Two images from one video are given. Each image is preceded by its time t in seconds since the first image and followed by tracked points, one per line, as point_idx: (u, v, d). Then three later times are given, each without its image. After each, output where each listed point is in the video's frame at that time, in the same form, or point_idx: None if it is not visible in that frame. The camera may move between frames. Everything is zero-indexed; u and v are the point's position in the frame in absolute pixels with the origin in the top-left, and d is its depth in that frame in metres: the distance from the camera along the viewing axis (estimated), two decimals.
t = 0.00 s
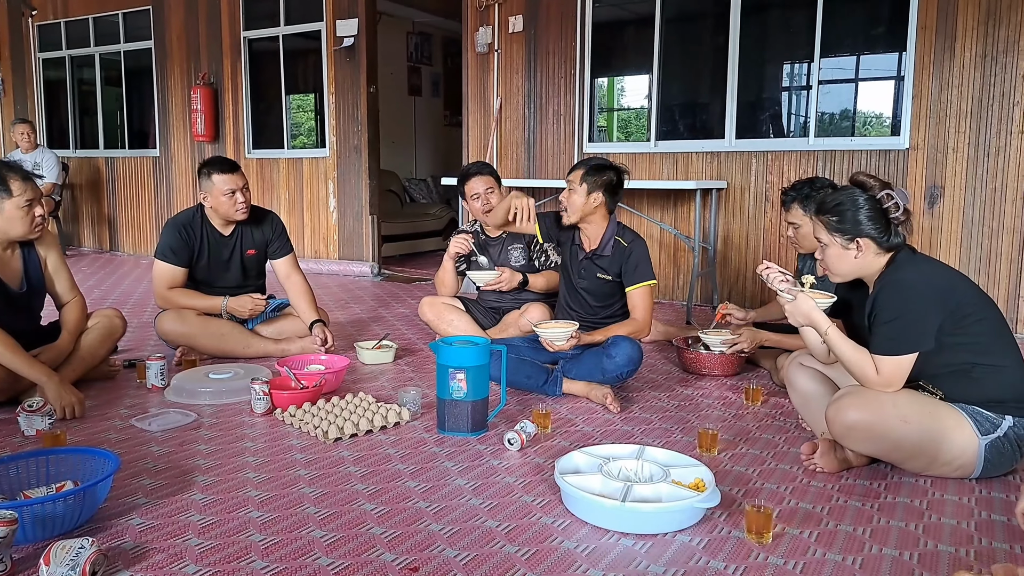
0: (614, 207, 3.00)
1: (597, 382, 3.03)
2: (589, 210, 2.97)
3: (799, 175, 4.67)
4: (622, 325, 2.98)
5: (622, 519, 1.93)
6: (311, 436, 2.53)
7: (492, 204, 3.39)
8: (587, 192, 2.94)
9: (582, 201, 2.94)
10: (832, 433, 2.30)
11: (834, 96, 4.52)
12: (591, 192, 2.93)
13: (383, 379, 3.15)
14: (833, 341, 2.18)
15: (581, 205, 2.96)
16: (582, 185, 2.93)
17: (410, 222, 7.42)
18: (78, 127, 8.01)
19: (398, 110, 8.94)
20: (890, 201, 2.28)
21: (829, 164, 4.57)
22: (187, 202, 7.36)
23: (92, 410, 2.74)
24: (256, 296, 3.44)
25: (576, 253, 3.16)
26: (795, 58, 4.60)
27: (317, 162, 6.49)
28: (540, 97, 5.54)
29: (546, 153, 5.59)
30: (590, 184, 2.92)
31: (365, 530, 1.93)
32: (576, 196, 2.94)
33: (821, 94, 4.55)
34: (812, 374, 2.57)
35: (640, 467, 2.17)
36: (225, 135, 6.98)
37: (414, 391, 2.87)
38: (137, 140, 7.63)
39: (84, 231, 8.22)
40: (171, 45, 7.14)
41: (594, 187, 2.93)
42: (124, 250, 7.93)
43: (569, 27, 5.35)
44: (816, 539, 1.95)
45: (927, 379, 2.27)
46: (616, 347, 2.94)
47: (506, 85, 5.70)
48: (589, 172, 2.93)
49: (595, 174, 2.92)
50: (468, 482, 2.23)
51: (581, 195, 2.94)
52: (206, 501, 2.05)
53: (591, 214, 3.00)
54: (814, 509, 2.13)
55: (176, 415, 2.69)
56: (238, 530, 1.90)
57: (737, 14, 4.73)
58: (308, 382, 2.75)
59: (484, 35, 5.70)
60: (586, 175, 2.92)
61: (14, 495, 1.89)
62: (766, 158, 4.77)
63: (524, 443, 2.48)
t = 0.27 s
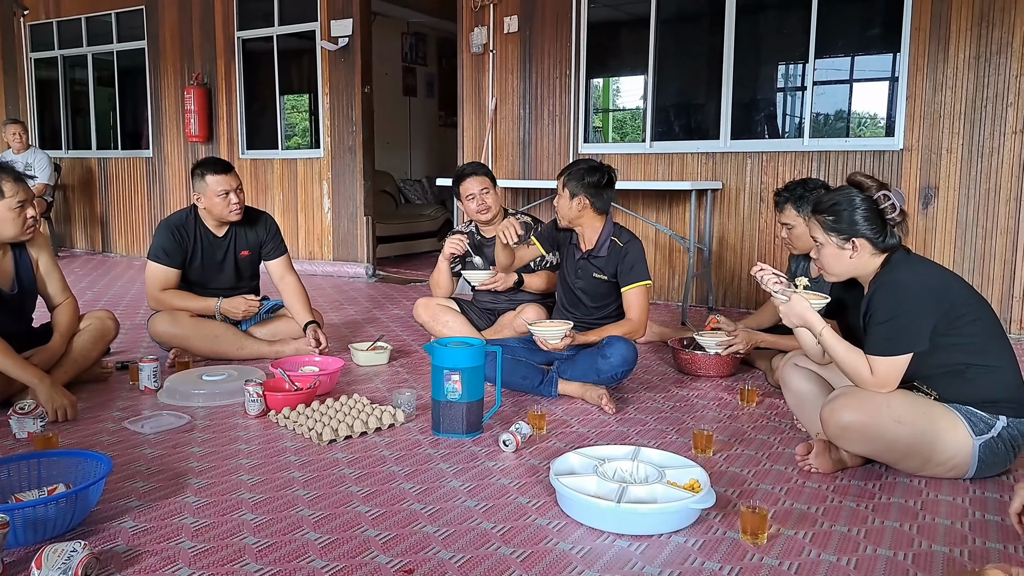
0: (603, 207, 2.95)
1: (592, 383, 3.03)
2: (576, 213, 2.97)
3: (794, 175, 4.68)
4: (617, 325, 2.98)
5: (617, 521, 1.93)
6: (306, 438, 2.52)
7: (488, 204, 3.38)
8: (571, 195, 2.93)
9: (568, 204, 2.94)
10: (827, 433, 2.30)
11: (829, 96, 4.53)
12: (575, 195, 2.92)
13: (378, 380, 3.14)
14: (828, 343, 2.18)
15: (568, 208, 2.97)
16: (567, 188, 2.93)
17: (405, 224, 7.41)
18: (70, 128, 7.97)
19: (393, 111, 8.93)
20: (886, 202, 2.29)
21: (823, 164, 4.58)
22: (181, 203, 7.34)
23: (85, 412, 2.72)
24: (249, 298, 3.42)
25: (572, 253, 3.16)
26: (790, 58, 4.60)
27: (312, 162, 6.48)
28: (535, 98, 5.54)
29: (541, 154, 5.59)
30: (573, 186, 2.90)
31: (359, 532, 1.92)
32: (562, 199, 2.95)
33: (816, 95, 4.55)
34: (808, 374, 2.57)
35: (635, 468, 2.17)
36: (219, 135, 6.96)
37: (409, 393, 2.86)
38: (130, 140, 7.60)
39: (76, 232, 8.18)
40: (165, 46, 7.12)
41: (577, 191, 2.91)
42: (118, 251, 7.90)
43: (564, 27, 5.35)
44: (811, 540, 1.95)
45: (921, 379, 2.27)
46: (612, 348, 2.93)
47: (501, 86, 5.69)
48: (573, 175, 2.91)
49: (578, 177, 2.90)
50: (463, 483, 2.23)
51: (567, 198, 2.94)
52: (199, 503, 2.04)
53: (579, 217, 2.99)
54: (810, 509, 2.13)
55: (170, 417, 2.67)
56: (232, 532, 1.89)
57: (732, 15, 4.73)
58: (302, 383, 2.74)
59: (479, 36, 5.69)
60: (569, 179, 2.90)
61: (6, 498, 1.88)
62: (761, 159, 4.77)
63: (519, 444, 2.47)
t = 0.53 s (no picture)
0: (598, 207, 2.96)
1: (587, 383, 3.03)
2: (571, 212, 2.97)
3: (788, 176, 4.69)
4: (611, 325, 2.98)
5: (612, 522, 1.93)
6: (299, 440, 2.51)
7: (482, 204, 3.37)
8: (567, 195, 2.92)
9: (563, 203, 2.94)
10: (822, 433, 2.31)
11: (823, 97, 4.54)
12: (571, 194, 2.91)
13: (372, 381, 3.13)
14: (821, 342, 2.18)
15: (563, 208, 2.96)
16: (562, 187, 2.92)
17: (399, 224, 7.40)
18: (62, 127, 7.93)
19: (387, 111, 8.91)
20: (881, 203, 2.29)
21: (817, 164, 4.59)
22: (173, 203, 7.31)
23: (76, 414, 2.70)
24: (243, 299, 3.41)
25: (566, 254, 3.15)
26: (784, 59, 4.61)
27: (305, 163, 6.46)
28: (529, 98, 5.54)
29: (535, 154, 5.59)
30: (569, 185, 2.90)
31: (353, 534, 1.91)
32: (558, 198, 2.94)
33: (810, 96, 4.56)
34: (802, 375, 2.57)
35: (630, 468, 2.17)
36: (212, 135, 6.94)
37: (403, 393, 2.85)
38: (122, 140, 7.57)
39: (68, 232, 8.14)
40: (157, 45, 7.09)
41: (573, 190, 2.90)
42: (110, 252, 7.86)
43: (559, 28, 5.35)
44: (805, 540, 1.95)
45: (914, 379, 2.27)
46: (606, 348, 2.93)
47: (495, 86, 5.69)
48: (569, 174, 2.91)
49: (575, 176, 2.90)
50: (457, 484, 2.22)
51: (562, 198, 2.93)
52: (192, 506, 2.03)
53: (575, 216, 2.99)
54: (804, 509, 2.13)
55: (162, 419, 2.66)
56: (225, 534, 1.88)
57: (726, 15, 4.74)
58: (296, 384, 2.72)
59: (473, 36, 5.69)
60: (565, 178, 2.90)
61: None
62: (755, 159, 4.78)
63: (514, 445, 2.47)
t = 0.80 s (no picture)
0: (591, 208, 2.94)
1: (582, 383, 3.02)
2: (564, 212, 2.95)
3: (782, 175, 4.69)
4: (606, 325, 2.97)
5: (606, 521, 1.92)
6: (293, 441, 2.50)
7: (477, 204, 3.36)
8: (560, 195, 2.92)
9: (556, 204, 2.93)
10: (816, 433, 2.31)
11: (816, 97, 4.55)
12: (564, 195, 2.91)
13: (366, 382, 3.12)
14: (815, 342, 2.18)
15: (556, 207, 2.95)
16: (556, 187, 2.92)
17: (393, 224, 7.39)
18: (53, 127, 7.90)
19: (381, 111, 8.90)
20: (875, 203, 2.30)
21: (811, 164, 4.60)
22: (166, 204, 7.29)
23: (67, 416, 2.69)
24: (236, 299, 3.40)
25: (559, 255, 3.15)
26: (779, 58, 4.61)
27: (299, 163, 6.44)
28: (523, 97, 5.53)
29: (530, 153, 5.58)
30: (563, 185, 2.89)
31: (347, 535, 1.90)
32: (552, 198, 2.93)
33: (804, 95, 4.57)
34: (796, 374, 2.57)
35: (624, 468, 2.16)
36: (205, 135, 6.92)
37: (397, 394, 2.84)
38: (115, 140, 7.54)
39: (60, 233, 8.11)
40: (150, 45, 7.06)
41: (567, 190, 2.90)
42: (102, 252, 7.83)
43: (553, 27, 5.35)
44: (799, 539, 1.95)
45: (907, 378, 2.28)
46: (601, 348, 2.93)
47: (490, 86, 5.68)
48: (563, 174, 2.90)
49: (569, 176, 2.89)
50: (451, 485, 2.21)
51: (556, 198, 2.93)
52: (185, 507, 2.01)
53: (568, 216, 2.98)
54: (798, 508, 2.13)
55: (154, 420, 2.65)
56: (217, 536, 1.87)
57: (720, 14, 4.74)
58: (289, 385, 2.71)
59: (467, 36, 5.68)
60: (559, 178, 2.89)
61: None
62: (750, 159, 4.78)
63: (508, 445, 2.46)
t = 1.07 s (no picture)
0: (581, 209, 2.94)
1: (576, 383, 3.02)
2: (555, 215, 2.95)
3: (776, 175, 4.70)
4: (600, 325, 2.97)
5: (600, 521, 1.92)
6: (286, 442, 2.49)
7: (471, 203, 3.36)
8: (550, 199, 2.91)
9: (547, 207, 2.93)
10: (809, 432, 2.31)
11: (810, 97, 4.55)
12: (553, 199, 2.90)
13: (360, 383, 3.11)
14: (808, 341, 2.18)
15: (547, 210, 2.95)
16: (546, 190, 2.91)
17: (388, 224, 7.38)
18: (44, 127, 7.86)
19: (375, 111, 8.89)
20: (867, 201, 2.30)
21: (805, 163, 4.61)
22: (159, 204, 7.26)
23: (58, 417, 2.67)
24: (229, 297, 3.37)
25: (552, 256, 3.14)
26: (772, 59, 4.62)
27: (292, 162, 6.43)
28: (517, 97, 5.53)
29: (524, 153, 5.58)
30: (552, 189, 2.89)
31: (340, 536, 1.90)
32: (541, 201, 2.93)
33: (798, 95, 4.58)
34: (789, 374, 2.58)
35: (618, 468, 2.16)
36: (197, 135, 6.89)
37: (391, 395, 2.84)
38: (107, 140, 7.52)
39: (51, 233, 8.07)
40: (142, 45, 7.04)
41: (555, 194, 2.89)
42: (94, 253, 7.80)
43: (547, 27, 5.35)
44: (792, 538, 1.95)
45: (900, 377, 2.28)
46: (595, 348, 2.93)
47: (484, 86, 5.68)
48: (551, 179, 2.90)
49: (557, 181, 2.89)
50: (445, 486, 2.21)
51: (545, 201, 2.92)
52: (177, 509, 2.01)
53: (559, 219, 2.97)
54: (791, 507, 2.13)
55: (146, 421, 2.63)
56: (209, 538, 1.86)
57: (714, 14, 4.74)
58: (282, 386, 2.70)
59: (461, 35, 5.67)
60: (547, 183, 2.89)
61: None
62: (744, 159, 4.79)
63: (503, 445, 2.45)
